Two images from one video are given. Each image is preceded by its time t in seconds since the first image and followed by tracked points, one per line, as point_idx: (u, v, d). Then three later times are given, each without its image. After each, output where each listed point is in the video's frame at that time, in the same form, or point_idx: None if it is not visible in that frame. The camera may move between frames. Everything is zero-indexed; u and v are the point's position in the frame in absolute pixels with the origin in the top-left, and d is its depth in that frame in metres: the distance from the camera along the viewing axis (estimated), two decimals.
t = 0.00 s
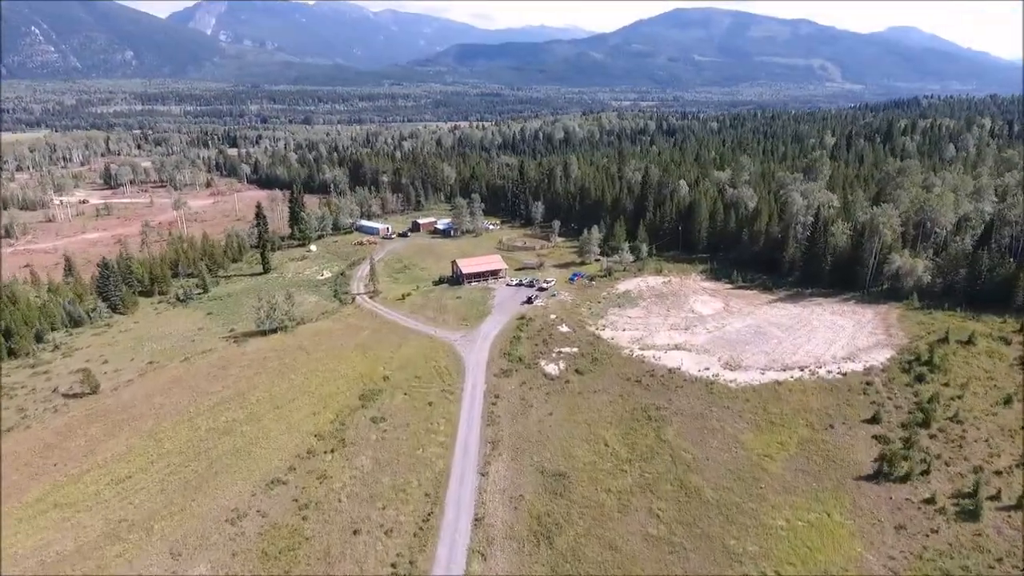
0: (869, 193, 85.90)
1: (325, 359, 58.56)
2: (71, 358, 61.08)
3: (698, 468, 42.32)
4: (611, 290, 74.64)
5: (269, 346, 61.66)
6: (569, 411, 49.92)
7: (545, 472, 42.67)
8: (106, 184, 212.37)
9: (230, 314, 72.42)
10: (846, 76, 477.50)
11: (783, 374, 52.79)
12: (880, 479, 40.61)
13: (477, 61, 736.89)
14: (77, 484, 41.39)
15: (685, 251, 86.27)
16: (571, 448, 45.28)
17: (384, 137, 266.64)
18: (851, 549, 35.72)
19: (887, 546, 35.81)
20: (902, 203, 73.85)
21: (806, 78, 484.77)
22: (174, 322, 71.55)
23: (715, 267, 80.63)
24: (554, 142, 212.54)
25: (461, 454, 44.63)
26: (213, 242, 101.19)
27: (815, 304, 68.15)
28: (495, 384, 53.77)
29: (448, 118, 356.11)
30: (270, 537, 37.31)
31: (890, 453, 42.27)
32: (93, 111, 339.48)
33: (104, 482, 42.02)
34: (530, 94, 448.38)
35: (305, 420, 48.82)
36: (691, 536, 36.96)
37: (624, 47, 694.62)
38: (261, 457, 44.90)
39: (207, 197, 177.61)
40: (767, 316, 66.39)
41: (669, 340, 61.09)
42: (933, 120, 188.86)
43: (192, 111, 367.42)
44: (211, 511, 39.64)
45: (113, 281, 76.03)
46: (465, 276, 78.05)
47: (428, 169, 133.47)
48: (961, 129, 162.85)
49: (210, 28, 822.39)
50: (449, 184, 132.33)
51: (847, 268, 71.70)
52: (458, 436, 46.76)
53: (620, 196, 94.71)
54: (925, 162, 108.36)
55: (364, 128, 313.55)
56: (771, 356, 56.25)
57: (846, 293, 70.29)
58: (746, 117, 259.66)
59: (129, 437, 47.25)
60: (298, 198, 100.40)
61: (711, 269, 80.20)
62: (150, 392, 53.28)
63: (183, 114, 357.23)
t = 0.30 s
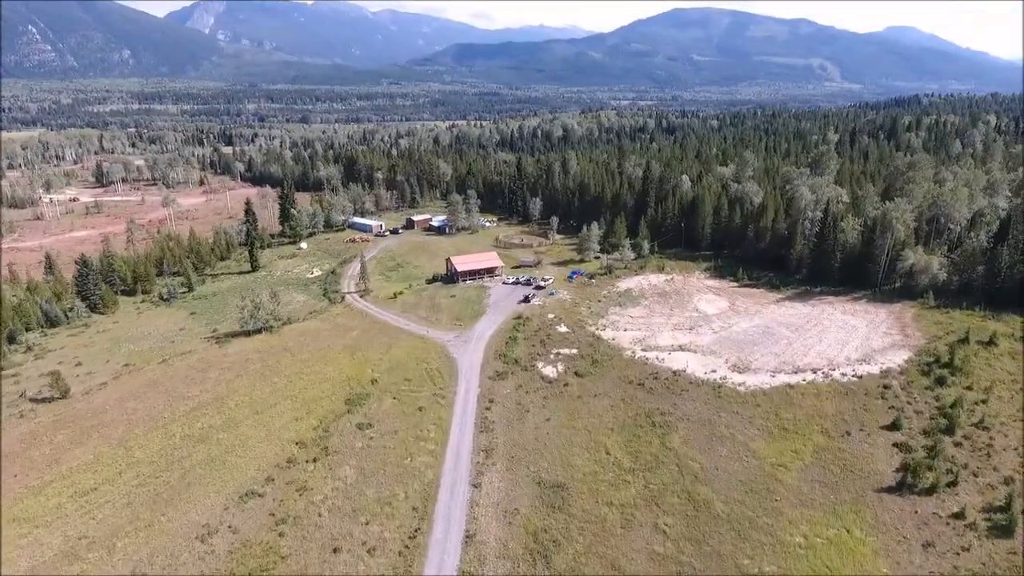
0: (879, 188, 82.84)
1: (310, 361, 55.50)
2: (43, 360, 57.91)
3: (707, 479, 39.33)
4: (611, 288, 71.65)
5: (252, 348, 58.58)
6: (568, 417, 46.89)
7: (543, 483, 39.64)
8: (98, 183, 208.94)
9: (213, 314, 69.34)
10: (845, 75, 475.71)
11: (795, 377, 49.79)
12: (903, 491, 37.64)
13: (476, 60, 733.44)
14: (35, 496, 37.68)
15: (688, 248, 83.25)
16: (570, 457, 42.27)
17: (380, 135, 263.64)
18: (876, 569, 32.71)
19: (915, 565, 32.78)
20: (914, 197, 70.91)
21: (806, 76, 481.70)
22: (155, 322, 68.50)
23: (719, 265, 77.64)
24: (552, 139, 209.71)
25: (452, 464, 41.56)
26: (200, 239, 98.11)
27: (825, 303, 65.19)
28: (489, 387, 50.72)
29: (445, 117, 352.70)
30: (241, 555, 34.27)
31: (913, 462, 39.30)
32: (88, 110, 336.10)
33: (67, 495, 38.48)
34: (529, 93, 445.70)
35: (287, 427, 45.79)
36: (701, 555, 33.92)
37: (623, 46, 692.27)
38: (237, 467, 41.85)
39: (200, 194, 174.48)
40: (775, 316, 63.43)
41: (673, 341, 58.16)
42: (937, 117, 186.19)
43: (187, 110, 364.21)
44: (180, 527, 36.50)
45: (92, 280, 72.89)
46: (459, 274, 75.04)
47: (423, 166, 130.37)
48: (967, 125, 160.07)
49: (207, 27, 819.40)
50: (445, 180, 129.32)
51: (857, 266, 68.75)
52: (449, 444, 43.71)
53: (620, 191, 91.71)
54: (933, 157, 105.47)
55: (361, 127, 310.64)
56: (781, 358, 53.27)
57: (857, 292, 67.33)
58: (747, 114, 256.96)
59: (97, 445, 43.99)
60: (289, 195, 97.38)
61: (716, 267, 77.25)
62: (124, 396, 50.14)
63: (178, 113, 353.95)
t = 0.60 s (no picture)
0: (890, 182, 79.73)
1: (295, 362, 52.47)
2: (13, 361, 54.79)
3: (719, 491, 36.34)
4: (613, 286, 68.58)
5: (235, 348, 55.55)
6: (568, 423, 43.89)
7: (541, 495, 36.62)
8: (90, 180, 205.43)
9: (197, 313, 66.31)
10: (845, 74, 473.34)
11: (810, 379, 46.78)
12: (933, 505, 34.64)
13: (475, 59, 730.65)
14: None
15: (692, 245, 80.27)
16: (571, 466, 39.28)
17: (377, 132, 260.61)
18: None
19: None
20: (929, 190, 67.89)
21: (807, 75, 478.62)
22: (136, 321, 65.42)
23: (725, 261, 74.67)
24: (551, 136, 206.64)
25: (444, 474, 38.53)
26: (188, 236, 94.97)
27: (837, 301, 62.23)
28: (485, 391, 47.65)
29: (444, 115, 349.45)
30: None
31: (943, 473, 36.29)
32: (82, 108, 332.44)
33: (25, 508, 35.45)
34: (528, 92, 442.67)
35: (267, 434, 42.74)
36: None
37: (623, 45, 689.45)
38: (212, 478, 38.75)
39: (193, 192, 171.27)
40: (786, 315, 60.45)
41: (679, 341, 55.09)
42: (942, 113, 183.29)
43: (184, 108, 360.71)
44: (145, 544, 33.36)
45: (71, 277, 69.67)
46: (454, 271, 72.04)
47: (419, 162, 127.22)
48: (973, 121, 157.27)
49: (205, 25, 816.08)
50: (441, 176, 126.33)
51: (870, 262, 65.78)
52: (441, 452, 40.68)
53: (622, 186, 88.67)
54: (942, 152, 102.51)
55: (358, 125, 307.55)
56: (794, 359, 50.28)
57: (870, 289, 64.39)
58: (748, 112, 254.05)
59: (61, 454, 40.81)
60: (279, 191, 94.39)
61: (722, 264, 74.20)
62: (95, 400, 47.03)
63: (174, 111, 350.32)
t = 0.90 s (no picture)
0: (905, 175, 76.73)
1: (283, 362, 49.53)
2: None
3: (738, 504, 33.44)
4: (618, 283, 65.59)
5: (220, 347, 52.60)
6: (572, 427, 41.00)
7: (544, 507, 33.70)
8: (84, 177, 202.26)
9: (183, 311, 63.34)
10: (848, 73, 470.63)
11: (831, 381, 43.81)
12: (972, 519, 31.71)
13: (475, 58, 728.05)
14: None
15: (700, 241, 77.31)
16: (576, 474, 36.38)
17: (376, 129, 257.71)
18: None
19: None
20: (950, 182, 64.90)
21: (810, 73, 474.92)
22: (119, 319, 62.46)
23: (734, 258, 71.70)
24: (553, 133, 203.56)
25: (438, 483, 35.60)
26: (178, 231, 91.98)
27: (854, 298, 59.28)
28: (483, 393, 44.71)
29: (444, 112, 347.18)
30: None
31: (981, 483, 33.39)
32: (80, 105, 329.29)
33: None
34: (528, 91, 439.75)
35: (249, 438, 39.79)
36: None
37: (624, 44, 686.43)
38: (188, 488, 35.77)
39: (188, 188, 168.27)
40: (800, 313, 57.48)
41: (689, 341, 52.09)
42: (950, 108, 180.08)
43: (182, 106, 357.81)
44: (110, 561, 30.32)
45: (52, 273, 66.71)
46: (452, 267, 69.11)
47: (418, 156, 124.17)
48: (983, 116, 154.18)
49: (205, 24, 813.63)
50: (440, 172, 123.40)
51: (887, 258, 62.85)
52: (437, 459, 37.79)
53: (626, 180, 85.68)
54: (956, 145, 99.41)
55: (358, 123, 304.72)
56: (813, 359, 47.30)
57: (888, 286, 61.44)
58: (751, 109, 251.05)
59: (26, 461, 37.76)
60: (273, 184, 91.50)
61: (732, 260, 71.25)
62: (67, 402, 44.02)
63: (172, 109, 347.46)
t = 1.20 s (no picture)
0: (927, 168, 73.47)
1: (273, 361, 46.67)
2: None
3: (764, 519, 30.43)
4: (627, 279, 62.58)
5: (207, 345, 49.80)
6: (580, 431, 38.07)
7: (551, 521, 30.75)
8: (84, 172, 199.94)
9: (172, 307, 60.60)
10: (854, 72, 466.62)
11: (859, 384, 40.70)
12: None
13: (479, 57, 725.17)
14: None
15: (712, 236, 74.19)
16: (586, 484, 33.42)
17: (379, 126, 255.07)
18: None
19: None
20: (977, 173, 61.65)
21: (817, 71, 470.16)
22: (105, 315, 59.74)
23: (748, 253, 68.56)
24: (557, 129, 200.54)
25: (436, 494, 32.62)
26: (172, 225, 89.29)
27: (878, 296, 56.16)
28: (485, 395, 41.77)
29: (447, 111, 344.52)
30: None
31: None
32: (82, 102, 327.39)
33: None
34: (532, 89, 436.65)
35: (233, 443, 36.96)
36: None
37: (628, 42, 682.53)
38: (163, 497, 32.85)
39: (187, 184, 165.74)
40: (821, 311, 54.35)
41: (704, 340, 49.08)
42: (965, 104, 176.15)
43: (185, 104, 355.84)
44: None
45: (37, 267, 64.09)
46: (453, 262, 66.19)
47: (419, 151, 121.25)
48: (1000, 111, 150.19)
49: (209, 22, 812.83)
50: (443, 167, 120.56)
51: (911, 254, 59.71)
52: (434, 467, 34.85)
53: (635, 172, 82.52)
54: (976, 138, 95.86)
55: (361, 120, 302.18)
56: (838, 360, 44.21)
57: (912, 284, 58.27)
58: (759, 106, 247.33)
59: None
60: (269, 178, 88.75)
61: (746, 256, 68.13)
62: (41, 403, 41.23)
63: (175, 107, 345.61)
